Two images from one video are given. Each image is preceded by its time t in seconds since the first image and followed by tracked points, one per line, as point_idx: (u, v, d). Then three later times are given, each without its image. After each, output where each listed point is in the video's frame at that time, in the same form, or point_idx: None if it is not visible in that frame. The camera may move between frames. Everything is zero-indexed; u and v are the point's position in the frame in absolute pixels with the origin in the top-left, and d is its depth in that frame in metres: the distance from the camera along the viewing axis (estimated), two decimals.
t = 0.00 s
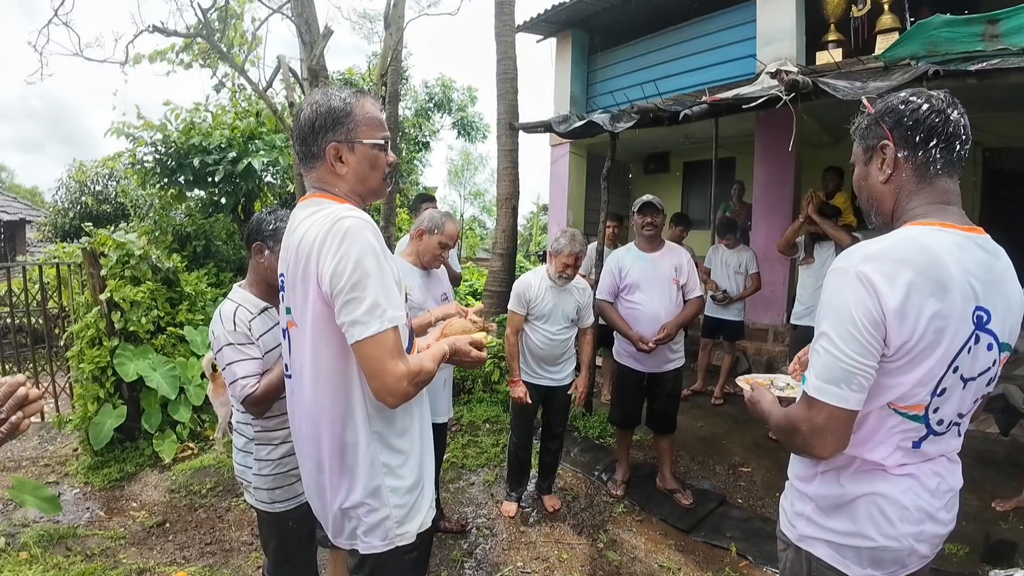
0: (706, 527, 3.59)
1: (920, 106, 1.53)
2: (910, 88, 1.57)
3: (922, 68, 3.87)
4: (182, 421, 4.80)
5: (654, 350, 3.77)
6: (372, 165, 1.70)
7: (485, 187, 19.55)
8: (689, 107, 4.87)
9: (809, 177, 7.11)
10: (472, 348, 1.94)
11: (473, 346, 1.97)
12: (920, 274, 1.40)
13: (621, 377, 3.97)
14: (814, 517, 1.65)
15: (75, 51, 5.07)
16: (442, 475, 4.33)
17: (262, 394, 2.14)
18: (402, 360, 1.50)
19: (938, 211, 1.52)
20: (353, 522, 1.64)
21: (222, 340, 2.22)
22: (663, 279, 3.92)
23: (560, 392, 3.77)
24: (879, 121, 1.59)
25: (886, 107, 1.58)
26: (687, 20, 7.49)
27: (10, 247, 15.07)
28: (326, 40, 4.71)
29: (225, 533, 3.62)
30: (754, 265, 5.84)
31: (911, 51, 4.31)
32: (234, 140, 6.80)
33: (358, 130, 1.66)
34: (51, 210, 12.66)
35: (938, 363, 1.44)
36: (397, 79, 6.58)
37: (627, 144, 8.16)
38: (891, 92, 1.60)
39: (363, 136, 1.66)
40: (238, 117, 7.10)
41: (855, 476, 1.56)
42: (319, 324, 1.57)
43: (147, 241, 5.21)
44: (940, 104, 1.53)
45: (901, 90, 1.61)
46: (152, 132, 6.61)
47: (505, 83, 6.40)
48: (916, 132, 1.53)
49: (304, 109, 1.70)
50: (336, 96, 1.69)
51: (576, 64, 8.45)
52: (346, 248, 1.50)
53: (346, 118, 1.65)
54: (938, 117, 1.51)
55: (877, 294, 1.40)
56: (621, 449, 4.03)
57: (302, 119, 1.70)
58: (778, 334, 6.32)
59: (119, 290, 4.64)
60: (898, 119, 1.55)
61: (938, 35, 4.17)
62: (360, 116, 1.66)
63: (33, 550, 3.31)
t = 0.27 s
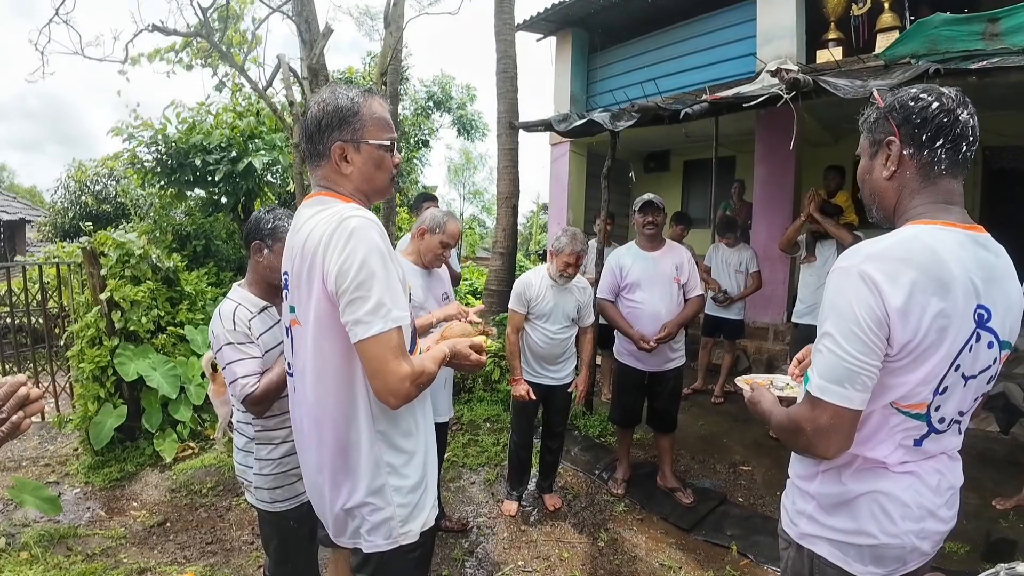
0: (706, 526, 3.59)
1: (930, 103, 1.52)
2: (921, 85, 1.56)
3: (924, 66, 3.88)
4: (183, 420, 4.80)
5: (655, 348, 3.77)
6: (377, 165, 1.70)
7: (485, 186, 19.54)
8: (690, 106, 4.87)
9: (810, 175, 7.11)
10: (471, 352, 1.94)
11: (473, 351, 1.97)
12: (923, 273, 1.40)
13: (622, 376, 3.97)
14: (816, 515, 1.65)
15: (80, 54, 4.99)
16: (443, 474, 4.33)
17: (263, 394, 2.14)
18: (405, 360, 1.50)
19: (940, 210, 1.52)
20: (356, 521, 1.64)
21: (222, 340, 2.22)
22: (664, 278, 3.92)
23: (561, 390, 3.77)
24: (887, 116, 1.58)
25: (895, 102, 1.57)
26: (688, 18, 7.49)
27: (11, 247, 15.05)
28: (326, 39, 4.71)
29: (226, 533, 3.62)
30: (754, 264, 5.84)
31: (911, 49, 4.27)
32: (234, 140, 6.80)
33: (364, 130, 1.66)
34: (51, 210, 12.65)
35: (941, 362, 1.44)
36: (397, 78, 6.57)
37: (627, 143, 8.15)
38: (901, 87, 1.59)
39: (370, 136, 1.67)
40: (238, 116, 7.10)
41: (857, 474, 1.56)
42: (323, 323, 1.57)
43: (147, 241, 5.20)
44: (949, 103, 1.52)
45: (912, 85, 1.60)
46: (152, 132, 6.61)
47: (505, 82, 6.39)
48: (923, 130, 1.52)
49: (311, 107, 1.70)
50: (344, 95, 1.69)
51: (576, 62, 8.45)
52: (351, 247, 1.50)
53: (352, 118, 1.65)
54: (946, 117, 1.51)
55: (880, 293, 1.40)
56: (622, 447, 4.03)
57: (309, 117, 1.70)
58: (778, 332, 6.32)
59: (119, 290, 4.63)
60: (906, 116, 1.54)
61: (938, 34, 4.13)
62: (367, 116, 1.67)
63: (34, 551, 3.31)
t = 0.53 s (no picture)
0: (707, 525, 3.59)
1: (935, 102, 1.52)
2: (927, 83, 1.56)
3: (924, 65, 3.91)
4: (184, 420, 4.81)
5: (656, 347, 3.77)
6: (388, 168, 1.71)
7: (485, 185, 19.54)
8: (691, 105, 4.86)
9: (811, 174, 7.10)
10: (474, 341, 1.93)
11: (475, 340, 1.97)
12: (924, 271, 1.40)
13: (623, 375, 3.98)
14: (817, 513, 1.65)
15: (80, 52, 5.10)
16: (444, 473, 4.33)
17: (263, 393, 2.13)
18: (410, 357, 1.50)
19: (942, 209, 1.52)
20: (361, 519, 1.64)
21: (223, 339, 2.22)
22: (665, 277, 3.92)
23: (562, 389, 3.77)
24: (892, 114, 1.58)
25: (901, 100, 1.57)
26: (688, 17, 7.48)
27: (11, 247, 15.05)
28: (327, 39, 4.71)
29: (228, 532, 3.62)
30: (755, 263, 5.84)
31: (912, 48, 4.24)
32: (235, 139, 6.80)
33: (379, 132, 1.67)
34: (52, 209, 12.64)
35: (941, 359, 1.44)
36: (397, 78, 6.57)
37: (628, 142, 8.15)
38: (907, 85, 1.58)
39: (383, 138, 1.67)
40: (239, 116, 7.10)
41: (858, 472, 1.56)
42: (329, 320, 1.58)
43: (148, 240, 5.20)
44: (955, 103, 1.52)
45: (918, 84, 1.60)
46: (153, 131, 6.61)
47: (505, 81, 6.39)
48: (928, 129, 1.52)
49: (328, 105, 1.71)
50: (363, 97, 1.69)
51: (577, 62, 8.44)
52: (359, 245, 1.51)
53: (369, 119, 1.65)
54: (951, 116, 1.51)
55: (881, 290, 1.41)
56: (623, 446, 4.03)
57: (325, 115, 1.70)
58: (779, 331, 6.32)
59: (121, 289, 4.63)
60: (911, 114, 1.54)
61: (940, 33, 4.10)
62: (383, 120, 1.67)
63: (36, 550, 3.31)
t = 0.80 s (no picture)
0: (708, 524, 3.60)
1: (935, 102, 1.52)
2: (927, 84, 1.56)
3: (924, 65, 3.91)
4: (186, 419, 4.83)
5: (657, 347, 3.77)
6: (401, 171, 1.73)
7: (486, 185, 19.54)
8: (691, 105, 4.86)
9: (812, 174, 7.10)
10: (477, 349, 1.94)
11: (478, 348, 1.99)
12: (925, 270, 1.40)
13: (623, 374, 3.98)
14: (818, 513, 1.65)
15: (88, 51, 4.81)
16: (445, 473, 4.33)
17: (264, 392, 2.13)
18: (413, 357, 1.51)
19: (941, 210, 1.52)
20: (360, 518, 1.64)
21: (223, 338, 2.23)
22: (666, 277, 3.92)
23: (563, 388, 3.77)
24: (892, 114, 1.58)
25: (901, 100, 1.57)
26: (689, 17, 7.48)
27: (13, 247, 15.06)
28: (327, 39, 4.71)
29: (229, 532, 3.63)
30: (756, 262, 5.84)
31: (912, 48, 4.23)
32: (236, 139, 6.81)
33: (395, 136, 1.69)
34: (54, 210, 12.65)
35: (941, 359, 1.44)
36: (398, 78, 6.57)
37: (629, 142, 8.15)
38: (908, 86, 1.59)
39: (399, 142, 1.69)
40: (239, 116, 7.11)
41: (857, 471, 1.56)
42: (335, 318, 1.58)
43: (149, 240, 5.21)
44: (955, 103, 1.52)
45: (918, 84, 1.61)
46: (154, 131, 6.62)
47: (506, 81, 6.39)
48: (928, 129, 1.52)
49: (349, 107, 1.74)
50: (384, 100, 1.72)
51: (577, 61, 8.45)
52: (368, 244, 1.51)
53: (388, 122, 1.68)
54: (951, 116, 1.51)
55: (880, 290, 1.41)
56: (624, 446, 4.03)
57: (346, 116, 1.73)
58: (780, 331, 6.32)
59: (122, 289, 4.64)
60: (911, 114, 1.54)
61: (940, 32, 4.09)
62: (402, 124, 1.69)
63: (38, 549, 3.32)
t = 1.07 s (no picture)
0: (707, 523, 3.60)
1: (932, 103, 1.52)
2: (925, 84, 1.57)
3: (923, 65, 3.91)
4: (187, 418, 4.85)
5: (656, 347, 3.78)
6: (425, 182, 1.81)
7: (487, 184, 19.54)
8: (691, 104, 4.86)
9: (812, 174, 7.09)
10: (475, 372, 1.97)
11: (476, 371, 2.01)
12: (920, 271, 1.41)
13: (623, 374, 3.98)
14: (815, 510, 1.66)
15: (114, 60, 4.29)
16: (445, 472, 4.34)
17: (264, 390, 2.14)
18: (414, 360, 1.53)
19: (938, 210, 1.52)
20: (348, 517, 1.65)
21: (223, 337, 2.24)
22: (666, 277, 3.93)
23: (563, 388, 3.78)
24: (890, 114, 1.60)
25: (899, 101, 1.58)
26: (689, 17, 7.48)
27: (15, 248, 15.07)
28: (327, 39, 4.71)
29: (230, 531, 3.64)
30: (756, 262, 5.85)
31: (912, 47, 4.23)
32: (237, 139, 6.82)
33: (425, 147, 1.78)
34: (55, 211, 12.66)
35: (936, 357, 1.45)
36: (398, 78, 6.58)
37: (629, 141, 8.15)
38: (906, 86, 1.60)
39: (427, 154, 1.78)
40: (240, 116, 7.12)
41: (853, 470, 1.57)
42: (344, 313, 1.60)
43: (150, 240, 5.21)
44: (952, 104, 1.52)
45: (917, 84, 1.61)
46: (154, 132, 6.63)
47: (506, 81, 6.40)
48: (925, 130, 1.53)
49: (384, 116, 1.84)
50: (418, 114, 1.82)
51: (577, 61, 8.45)
52: (386, 244, 1.54)
53: (419, 133, 1.77)
54: (948, 117, 1.51)
55: (875, 289, 1.41)
56: (624, 445, 4.04)
57: (380, 123, 1.82)
58: (780, 330, 6.32)
59: (123, 288, 4.65)
60: (909, 115, 1.55)
61: (940, 32, 4.10)
62: (432, 137, 1.79)
63: (39, 548, 3.34)
